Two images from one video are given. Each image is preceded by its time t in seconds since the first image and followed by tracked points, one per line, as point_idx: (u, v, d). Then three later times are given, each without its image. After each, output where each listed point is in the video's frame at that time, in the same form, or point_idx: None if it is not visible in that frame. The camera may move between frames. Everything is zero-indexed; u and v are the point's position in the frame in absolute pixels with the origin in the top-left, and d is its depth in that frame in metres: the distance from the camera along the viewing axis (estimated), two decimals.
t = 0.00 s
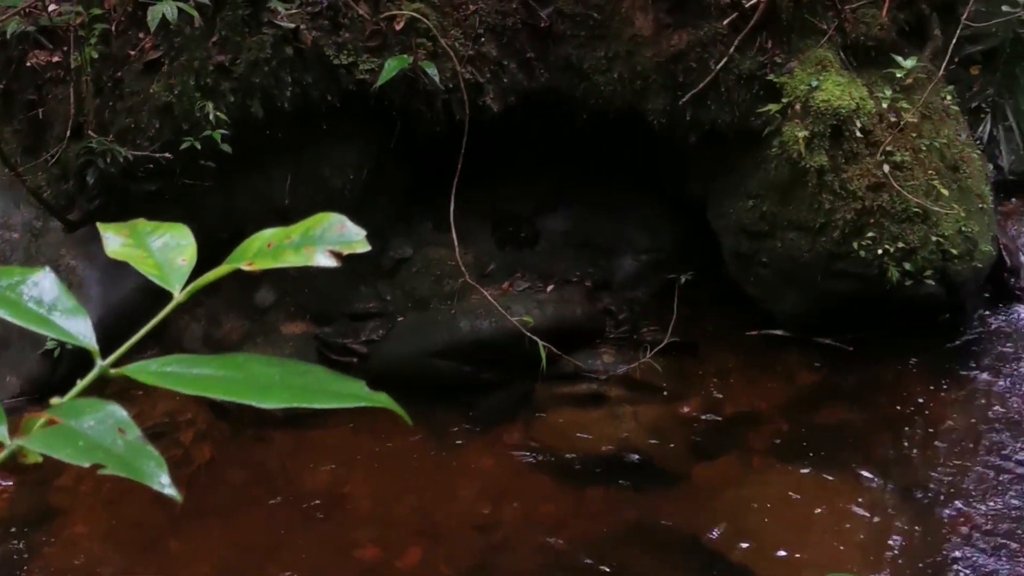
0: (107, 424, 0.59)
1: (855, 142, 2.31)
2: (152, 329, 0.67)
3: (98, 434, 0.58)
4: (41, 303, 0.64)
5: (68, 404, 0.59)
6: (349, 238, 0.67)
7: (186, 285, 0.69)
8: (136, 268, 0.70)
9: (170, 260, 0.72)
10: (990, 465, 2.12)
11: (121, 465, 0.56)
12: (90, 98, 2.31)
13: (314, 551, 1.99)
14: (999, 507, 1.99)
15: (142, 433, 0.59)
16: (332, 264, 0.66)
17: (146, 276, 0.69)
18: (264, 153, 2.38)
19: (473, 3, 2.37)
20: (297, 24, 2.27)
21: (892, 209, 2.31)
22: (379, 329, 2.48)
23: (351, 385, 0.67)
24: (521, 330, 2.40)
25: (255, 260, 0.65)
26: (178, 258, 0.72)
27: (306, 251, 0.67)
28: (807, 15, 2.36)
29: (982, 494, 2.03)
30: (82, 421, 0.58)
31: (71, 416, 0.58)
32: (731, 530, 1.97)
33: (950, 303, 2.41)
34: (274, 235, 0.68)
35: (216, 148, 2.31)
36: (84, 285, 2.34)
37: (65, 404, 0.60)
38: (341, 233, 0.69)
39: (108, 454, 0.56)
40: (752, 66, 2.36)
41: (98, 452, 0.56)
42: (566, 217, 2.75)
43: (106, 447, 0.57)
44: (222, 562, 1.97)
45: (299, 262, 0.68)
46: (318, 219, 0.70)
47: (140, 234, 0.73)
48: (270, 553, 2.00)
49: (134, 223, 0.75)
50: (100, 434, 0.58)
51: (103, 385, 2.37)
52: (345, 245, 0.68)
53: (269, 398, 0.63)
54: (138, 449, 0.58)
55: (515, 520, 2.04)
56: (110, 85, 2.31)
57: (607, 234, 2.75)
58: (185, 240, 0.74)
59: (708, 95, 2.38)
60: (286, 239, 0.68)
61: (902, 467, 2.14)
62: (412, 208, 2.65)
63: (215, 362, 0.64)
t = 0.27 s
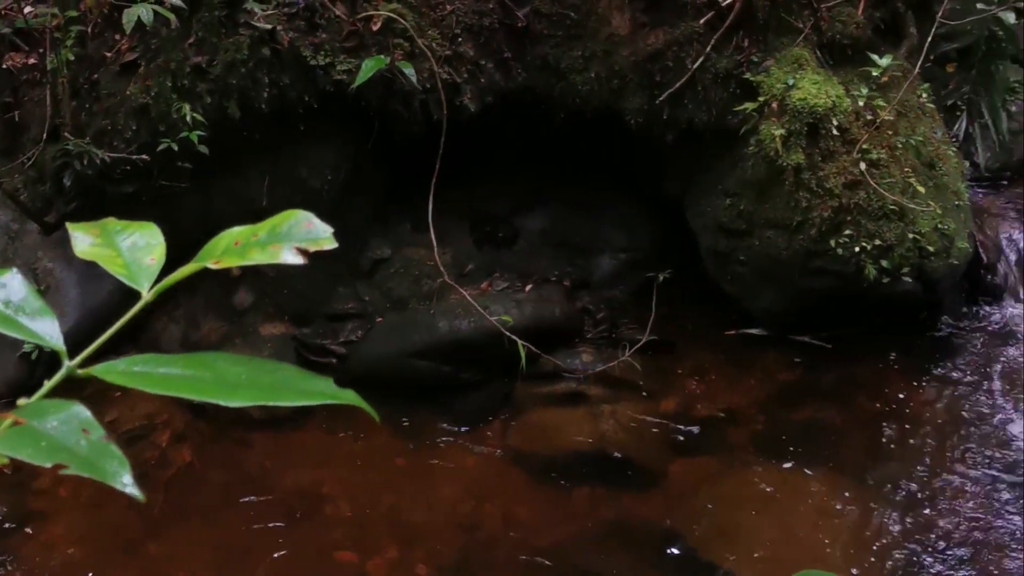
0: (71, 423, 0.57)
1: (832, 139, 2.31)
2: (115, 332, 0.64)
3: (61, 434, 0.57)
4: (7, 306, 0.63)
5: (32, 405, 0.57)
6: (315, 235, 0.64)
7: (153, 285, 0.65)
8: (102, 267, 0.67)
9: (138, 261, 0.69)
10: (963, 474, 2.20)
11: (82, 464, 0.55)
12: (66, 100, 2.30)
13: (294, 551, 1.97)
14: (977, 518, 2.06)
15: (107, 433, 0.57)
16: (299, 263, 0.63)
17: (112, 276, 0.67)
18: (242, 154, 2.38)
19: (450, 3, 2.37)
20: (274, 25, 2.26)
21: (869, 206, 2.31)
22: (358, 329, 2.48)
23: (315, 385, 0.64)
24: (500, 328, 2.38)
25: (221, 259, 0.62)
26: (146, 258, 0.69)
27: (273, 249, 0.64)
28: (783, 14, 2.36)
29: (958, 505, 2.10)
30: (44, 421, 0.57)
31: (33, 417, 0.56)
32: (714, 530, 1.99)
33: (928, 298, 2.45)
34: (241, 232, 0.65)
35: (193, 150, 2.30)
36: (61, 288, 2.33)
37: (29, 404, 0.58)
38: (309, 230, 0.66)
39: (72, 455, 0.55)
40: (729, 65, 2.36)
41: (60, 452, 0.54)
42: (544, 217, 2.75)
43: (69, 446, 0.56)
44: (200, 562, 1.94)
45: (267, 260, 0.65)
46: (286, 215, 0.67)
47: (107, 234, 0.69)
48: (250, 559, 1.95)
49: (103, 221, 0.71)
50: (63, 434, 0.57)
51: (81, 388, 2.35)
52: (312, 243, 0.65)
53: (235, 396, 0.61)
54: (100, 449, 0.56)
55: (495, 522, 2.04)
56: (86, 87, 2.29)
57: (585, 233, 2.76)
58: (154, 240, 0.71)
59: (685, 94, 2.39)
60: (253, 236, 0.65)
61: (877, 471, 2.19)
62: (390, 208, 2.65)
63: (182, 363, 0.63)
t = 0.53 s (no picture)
0: (34, 425, 0.60)
1: (809, 137, 2.32)
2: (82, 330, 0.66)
3: (25, 435, 0.60)
4: None
5: None
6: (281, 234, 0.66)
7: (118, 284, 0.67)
8: (68, 267, 0.69)
9: (103, 261, 0.71)
10: (940, 469, 2.22)
11: (44, 466, 0.58)
12: (44, 102, 2.28)
13: (276, 555, 1.96)
14: (954, 515, 2.09)
15: (70, 435, 0.60)
16: (263, 260, 0.66)
17: (78, 276, 0.68)
18: (220, 156, 2.38)
19: (427, 3, 2.37)
20: (251, 26, 2.25)
21: (846, 202, 2.32)
22: (337, 330, 2.48)
23: (279, 384, 0.67)
24: (481, 328, 2.39)
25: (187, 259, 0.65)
26: (111, 258, 0.71)
27: (237, 248, 0.67)
28: (760, 12, 2.37)
29: (937, 501, 2.13)
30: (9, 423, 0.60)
31: None
32: (698, 530, 2.02)
33: (905, 294, 2.47)
34: (206, 232, 0.67)
35: (171, 151, 2.29)
36: (39, 291, 2.32)
37: None
38: (274, 228, 0.68)
39: (34, 457, 0.58)
40: (706, 63, 2.37)
41: (22, 456, 0.58)
42: (522, 216, 2.76)
43: (33, 447, 0.59)
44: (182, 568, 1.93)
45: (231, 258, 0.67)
46: (252, 214, 0.69)
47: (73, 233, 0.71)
48: (230, 563, 1.95)
49: (67, 222, 0.73)
50: (27, 436, 0.60)
51: (59, 391, 2.34)
52: (276, 241, 0.68)
53: (200, 395, 0.64)
54: (63, 450, 0.60)
55: (475, 522, 2.05)
56: (63, 89, 2.28)
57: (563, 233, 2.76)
58: (119, 239, 0.73)
59: (662, 92, 2.40)
60: (218, 235, 0.68)
61: (857, 467, 2.21)
62: (368, 209, 2.65)
63: (148, 361, 0.66)
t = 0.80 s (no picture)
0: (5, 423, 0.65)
1: (782, 135, 2.33)
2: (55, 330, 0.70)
3: None
4: None
5: None
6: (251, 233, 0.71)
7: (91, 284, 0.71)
8: (42, 267, 0.71)
9: (76, 262, 0.74)
10: (917, 464, 2.22)
11: (14, 463, 0.63)
12: (16, 104, 2.27)
13: (253, 557, 1.95)
14: (932, 510, 2.09)
15: (37, 433, 0.65)
16: (235, 259, 0.70)
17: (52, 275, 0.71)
18: (195, 158, 2.37)
19: (401, 3, 2.36)
20: (224, 28, 2.24)
21: (820, 200, 2.33)
22: (313, 331, 2.48)
23: (252, 383, 0.70)
24: (455, 328, 2.40)
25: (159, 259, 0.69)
26: (84, 259, 0.74)
27: (209, 247, 0.71)
28: (732, 10, 2.37)
29: (914, 496, 2.13)
30: None
31: None
32: (676, 528, 2.02)
33: (878, 291, 2.47)
34: (179, 232, 0.72)
35: (146, 153, 2.29)
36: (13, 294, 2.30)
37: None
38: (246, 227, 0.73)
39: (4, 454, 0.63)
40: (679, 61, 2.38)
41: None
42: (498, 215, 2.76)
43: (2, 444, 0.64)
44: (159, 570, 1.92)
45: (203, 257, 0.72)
46: (225, 214, 0.73)
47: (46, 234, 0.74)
48: (207, 566, 1.93)
49: (41, 222, 0.76)
50: None
51: (34, 395, 2.32)
52: (248, 240, 0.72)
53: (171, 396, 0.67)
54: (33, 447, 0.64)
55: (451, 521, 2.05)
56: (37, 92, 2.25)
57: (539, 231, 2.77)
58: (92, 240, 0.75)
59: (636, 91, 2.40)
60: (191, 235, 0.72)
61: (833, 462, 2.22)
62: (344, 209, 2.65)
63: (122, 365, 0.69)
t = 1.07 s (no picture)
0: None
1: (754, 133, 2.33)
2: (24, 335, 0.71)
3: None
4: None
5: None
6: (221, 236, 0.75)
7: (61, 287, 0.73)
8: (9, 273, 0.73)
9: (45, 264, 0.75)
10: (888, 462, 2.24)
11: None
12: None
13: (229, 559, 1.95)
14: (904, 507, 2.10)
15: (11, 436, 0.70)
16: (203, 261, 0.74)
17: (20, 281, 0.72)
18: (166, 160, 2.36)
19: (372, 3, 2.36)
20: (194, 29, 2.23)
21: (790, 198, 2.33)
22: (285, 332, 2.48)
23: (223, 384, 0.72)
24: (428, 328, 2.41)
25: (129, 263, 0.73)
26: (53, 261, 0.75)
27: (178, 250, 0.75)
28: (703, 10, 2.38)
29: (885, 494, 2.14)
30: None
31: None
32: (648, 525, 2.03)
33: (848, 290, 2.47)
34: (148, 234, 0.76)
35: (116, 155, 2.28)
36: None
37: None
38: (214, 230, 0.76)
39: None
40: (650, 61, 2.38)
41: None
42: (470, 214, 2.76)
43: None
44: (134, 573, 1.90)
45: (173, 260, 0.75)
46: (192, 217, 0.77)
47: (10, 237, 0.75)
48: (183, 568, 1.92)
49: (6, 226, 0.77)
50: None
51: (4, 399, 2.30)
52: (214, 244, 0.76)
53: (143, 397, 0.69)
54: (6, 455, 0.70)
55: (427, 523, 2.04)
56: (4, 93, 2.18)
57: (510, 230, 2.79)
58: (59, 242, 0.76)
59: (607, 91, 2.41)
60: (160, 238, 0.75)
61: (804, 459, 2.23)
62: (315, 210, 2.65)
63: (93, 367, 0.71)
